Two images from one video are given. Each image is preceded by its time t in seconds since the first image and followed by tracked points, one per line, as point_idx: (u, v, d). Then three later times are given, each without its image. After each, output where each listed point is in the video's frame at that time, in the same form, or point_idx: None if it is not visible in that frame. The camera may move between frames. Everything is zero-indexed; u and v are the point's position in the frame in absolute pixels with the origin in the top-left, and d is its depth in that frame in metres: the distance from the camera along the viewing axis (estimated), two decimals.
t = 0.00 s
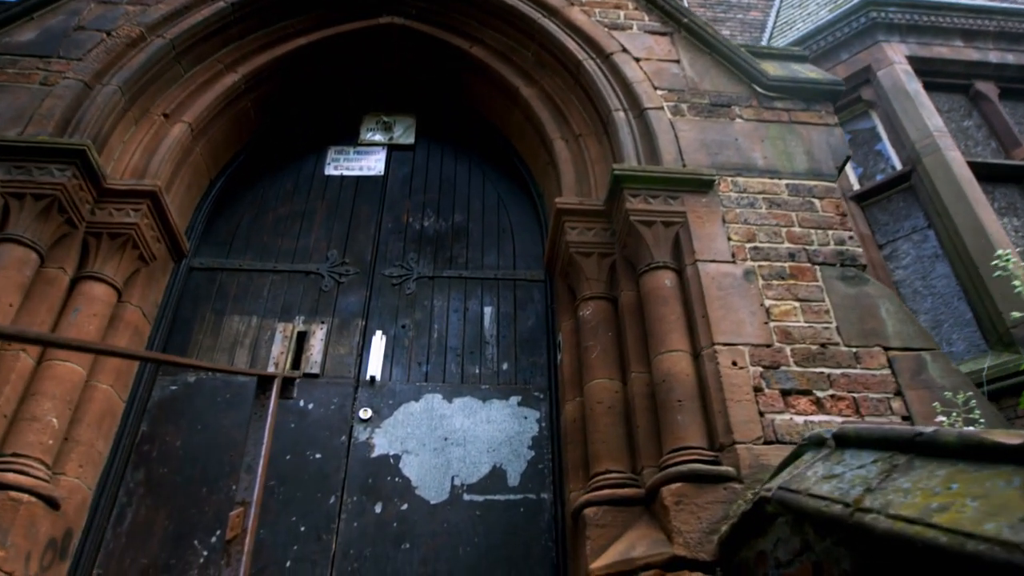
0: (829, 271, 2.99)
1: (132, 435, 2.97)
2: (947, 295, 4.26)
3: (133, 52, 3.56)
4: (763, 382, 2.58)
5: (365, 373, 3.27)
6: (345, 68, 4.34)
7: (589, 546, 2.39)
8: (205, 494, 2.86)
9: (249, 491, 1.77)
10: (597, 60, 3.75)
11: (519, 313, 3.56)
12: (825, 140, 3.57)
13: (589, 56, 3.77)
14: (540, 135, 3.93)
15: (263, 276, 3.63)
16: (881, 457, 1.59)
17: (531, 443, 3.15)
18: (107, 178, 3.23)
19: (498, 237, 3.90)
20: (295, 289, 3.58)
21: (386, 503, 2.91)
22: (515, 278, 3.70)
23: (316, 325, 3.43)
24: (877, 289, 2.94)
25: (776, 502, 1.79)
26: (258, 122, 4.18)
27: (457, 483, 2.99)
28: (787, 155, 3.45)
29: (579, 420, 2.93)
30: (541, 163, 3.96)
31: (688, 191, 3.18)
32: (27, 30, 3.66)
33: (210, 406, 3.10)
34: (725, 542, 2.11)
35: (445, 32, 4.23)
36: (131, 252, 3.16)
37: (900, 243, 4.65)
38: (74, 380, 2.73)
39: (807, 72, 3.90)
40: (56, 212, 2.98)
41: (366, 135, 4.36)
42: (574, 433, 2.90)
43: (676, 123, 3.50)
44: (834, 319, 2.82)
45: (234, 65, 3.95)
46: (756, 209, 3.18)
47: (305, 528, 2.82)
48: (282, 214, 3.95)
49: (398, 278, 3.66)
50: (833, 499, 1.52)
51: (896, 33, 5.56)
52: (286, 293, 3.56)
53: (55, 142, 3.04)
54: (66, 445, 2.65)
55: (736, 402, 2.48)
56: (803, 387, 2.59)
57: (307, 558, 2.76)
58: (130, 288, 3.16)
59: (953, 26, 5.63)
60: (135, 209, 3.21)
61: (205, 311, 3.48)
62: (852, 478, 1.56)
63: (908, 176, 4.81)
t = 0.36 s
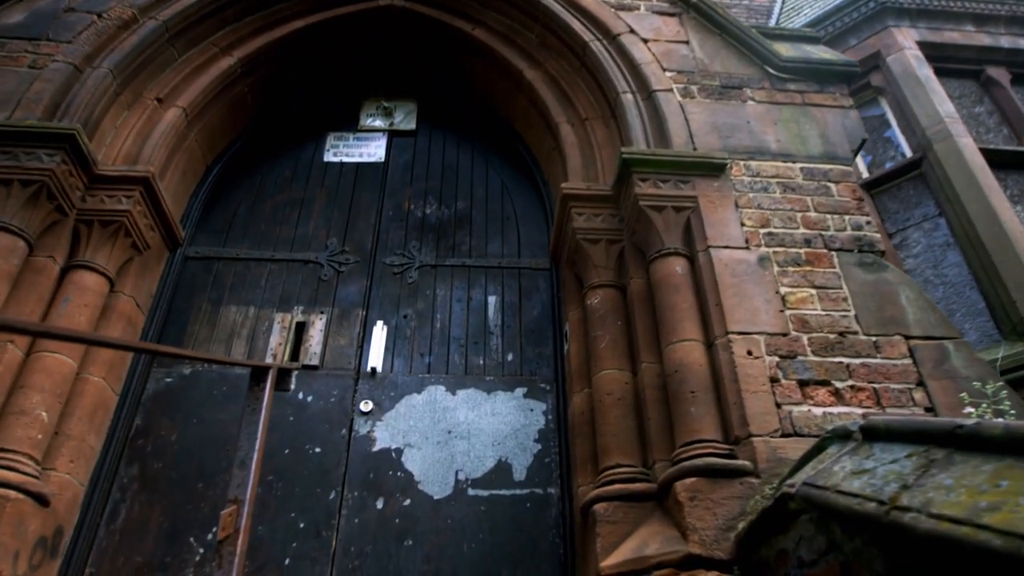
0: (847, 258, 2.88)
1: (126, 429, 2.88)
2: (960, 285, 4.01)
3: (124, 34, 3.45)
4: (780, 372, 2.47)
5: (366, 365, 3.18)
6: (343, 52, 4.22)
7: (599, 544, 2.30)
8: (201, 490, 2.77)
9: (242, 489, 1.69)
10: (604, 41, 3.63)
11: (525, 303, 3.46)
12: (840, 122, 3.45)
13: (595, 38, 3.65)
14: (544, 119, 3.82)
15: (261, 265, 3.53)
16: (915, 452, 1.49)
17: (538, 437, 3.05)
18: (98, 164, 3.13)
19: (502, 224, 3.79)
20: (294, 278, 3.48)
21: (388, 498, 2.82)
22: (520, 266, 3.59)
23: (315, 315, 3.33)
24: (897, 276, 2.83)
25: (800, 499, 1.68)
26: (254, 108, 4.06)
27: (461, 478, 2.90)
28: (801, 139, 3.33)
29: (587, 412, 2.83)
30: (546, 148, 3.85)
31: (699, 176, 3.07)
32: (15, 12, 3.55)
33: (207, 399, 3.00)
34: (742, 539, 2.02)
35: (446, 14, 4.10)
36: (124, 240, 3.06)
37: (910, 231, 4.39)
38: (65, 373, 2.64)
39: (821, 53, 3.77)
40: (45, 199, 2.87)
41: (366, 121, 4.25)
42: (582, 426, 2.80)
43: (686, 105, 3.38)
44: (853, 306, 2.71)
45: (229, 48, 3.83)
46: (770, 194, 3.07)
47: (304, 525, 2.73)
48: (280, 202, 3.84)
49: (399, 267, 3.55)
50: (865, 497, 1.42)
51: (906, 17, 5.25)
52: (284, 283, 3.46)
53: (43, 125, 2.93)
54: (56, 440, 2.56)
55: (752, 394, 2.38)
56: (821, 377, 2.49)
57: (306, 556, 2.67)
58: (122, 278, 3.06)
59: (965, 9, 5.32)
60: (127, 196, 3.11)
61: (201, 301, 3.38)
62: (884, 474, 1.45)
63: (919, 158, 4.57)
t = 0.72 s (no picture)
0: (865, 244, 2.76)
1: (119, 423, 2.79)
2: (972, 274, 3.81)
3: (116, 16, 3.33)
4: (798, 363, 2.37)
5: (366, 356, 3.08)
6: (342, 35, 4.10)
7: (610, 543, 2.20)
8: (196, 486, 2.68)
9: (233, 487, 1.59)
10: (612, 22, 3.50)
11: (530, 292, 3.36)
12: (857, 105, 3.33)
13: (603, 18, 3.52)
14: (550, 103, 3.70)
15: (258, 255, 3.43)
16: (956, 448, 1.38)
17: (544, 430, 2.95)
18: (89, 149, 3.02)
19: (507, 212, 3.68)
20: (293, 268, 3.38)
21: (390, 495, 2.73)
22: (525, 255, 3.48)
23: (314, 305, 3.23)
24: (918, 263, 2.71)
25: (829, 498, 1.58)
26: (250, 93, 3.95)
27: (465, 473, 2.80)
28: (817, 122, 3.21)
29: (596, 405, 2.73)
30: (552, 133, 3.74)
31: (711, 160, 2.95)
32: None
33: (202, 391, 2.91)
34: (761, 538, 1.92)
35: None
36: (115, 228, 2.96)
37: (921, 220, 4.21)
38: (54, 366, 2.54)
39: (836, 34, 3.64)
40: (34, 185, 2.77)
41: (366, 107, 4.14)
42: (591, 419, 2.70)
43: (697, 87, 3.26)
44: (873, 294, 2.60)
45: (225, 31, 3.71)
46: (785, 178, 2.95)
47: (303, 522, 2.64)
48: (278, 189, 3.74)
49: (401, 256, 3.45)
50: (903, 496, 1.32)
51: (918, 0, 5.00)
52: (282, 273, 3.36)
53: (31, 109, 2.82)
54: (45, 435, 2.46)
55: (770, 385, 2.28)
56: (841, 368, 2.38)
57: (306, 554, 2.57)
58: (114, 267, 2.96)
59: None
60: (119, 182, 3.00)
61: (197, 291, 3.28)
62: (922, 472, 1.35)
63: (930, 148, 4.38)
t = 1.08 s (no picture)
0: (885, 231, 2.65)
1: (111, 419, 2.69)
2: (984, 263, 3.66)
3: None
4: (817, 354, 2.26)
5: (366, 348, 2.98)
6: (340, 18, 3.97)
7: (621, 543, 2.10)
8: (190, 483, 2.58)
9: (223, 490, 1.49)
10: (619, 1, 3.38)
11: (536, 282, 3.25)
12: (875, 87, 3.21)
13: None
14: (556, 87, 3.58)
15: (255, 244, 3.32)
16: (1001, 446, 1.28)
17: (551, 424, 2.85)
18: (78, 135, 2.92)
19: (511, 200, 3.57)
20: (291, 257, 3.28)
21: (391, 492, 2.63)
22: (530, 244, 3.37)
23: (312, 296, 3.13)
24: (941, 250, 2.60)
25: (860, 498, 1.48)
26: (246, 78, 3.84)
27: (470, 470, 2.71)
28: (834, 104, 3.09)
29: (605, 399, 2.63)
30: (557, 118, 3.62)
31: (723, 143, 2.83)
32: None
33: (197, 385, 2.81)
34: (782, 539, 1.82)
35: None
36: (105, 217, 2.85)
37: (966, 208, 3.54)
38: (42, 360, 2.45)
39: (851, 13, 3.51)
40: (20, 171, 2.66)
41: (366, 92, 4.02)
42: (599, 413, 2.59)
43: (709, 69, 3.14)
44: (895, 283, 2.49)
45: (219, 13, 3.60)
46: (801, 162, 2.84)
47: (302, 520, 2.55)
48: (276, 177, 3.63)
49: (402, 245, 3.34)
50: (946, 499, 1.21)
51: None
52: (279, 262, 3.26)
53: (16, 92, 2.71)
54: (33, 431, 2.37)
55: (788, 378, 2.17)
56: (862, 359, 2.27)
57: (304, 554, 2.48)
58: (104, 257, 2.86)
59: None
60: (110, 169, 2.90)
61: (192, 282, 3.17)
62: (966, 472, 1.25)
63: (942, 139, 3.73)
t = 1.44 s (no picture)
0: (904, 215, 2.53)
1: (99, 412, 2.60)
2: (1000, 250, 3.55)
3: None
4: (835, 344, 2.15)
5: (364, 339, 2.88)
6: None
7: (629, 542, 2.00)
8: (181, 479, 2.49)
9: (203, 489, 1.40)
10: None
11: (539, 270, 3.14)
12: (891, 66, 3.08)
13: None
14: (559, 68, 3.46)
15: (249, 232, 3.22)
16: None
17: (555, 417, 2.75)
18: (63, 118, 2.81)
19: (513, 186, 3.46)
20: (286, 245, 3.17)
21: (389, 488, 2.54)
22: (533, 231, 3.26)
23: (308, 285, 3.03)
24: (962, 235, 2.48)
25: (888, 498, 1.38)
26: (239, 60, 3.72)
27: (470, 464, 2.61)
28: (848, 84, 2.96)
29: (611, 390, 2.53)
30: (560, 102, 3.51)
31: (734, 124, 2.72)
32: None
33: (188, 378, 2.71)
34: (800, 538, 1.71)
35: None
36: (91, 202, 2.75)
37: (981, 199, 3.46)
38: (25, 351, 2.36)
39: None
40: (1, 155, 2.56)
41: (364, 75, 3.90)
42: (605, 405, 2.49)
43: (718, 48, 3.01)
44: (914, 269, 2.38)
45: None
46: (815, 144, 2.72)
47: (296, 517, 2.46)
48: (271, 162, 3.52)
49: (400, 232, 3.24)
50: (989, 501, 1.11)
51: None
52: (274, 250, 3.15)
53: None
54: (15, 425, 2.28)
55: (804, 368, 2.06)
56: (882, 349, 2.17)
57: (299, 552, 2.39)
58: (91, 245, 2.76)
59: None
60: (96, 154, 2.79)
61: (183, 270, 3.07)
62: (1008, 471, 1.15)
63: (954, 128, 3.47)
